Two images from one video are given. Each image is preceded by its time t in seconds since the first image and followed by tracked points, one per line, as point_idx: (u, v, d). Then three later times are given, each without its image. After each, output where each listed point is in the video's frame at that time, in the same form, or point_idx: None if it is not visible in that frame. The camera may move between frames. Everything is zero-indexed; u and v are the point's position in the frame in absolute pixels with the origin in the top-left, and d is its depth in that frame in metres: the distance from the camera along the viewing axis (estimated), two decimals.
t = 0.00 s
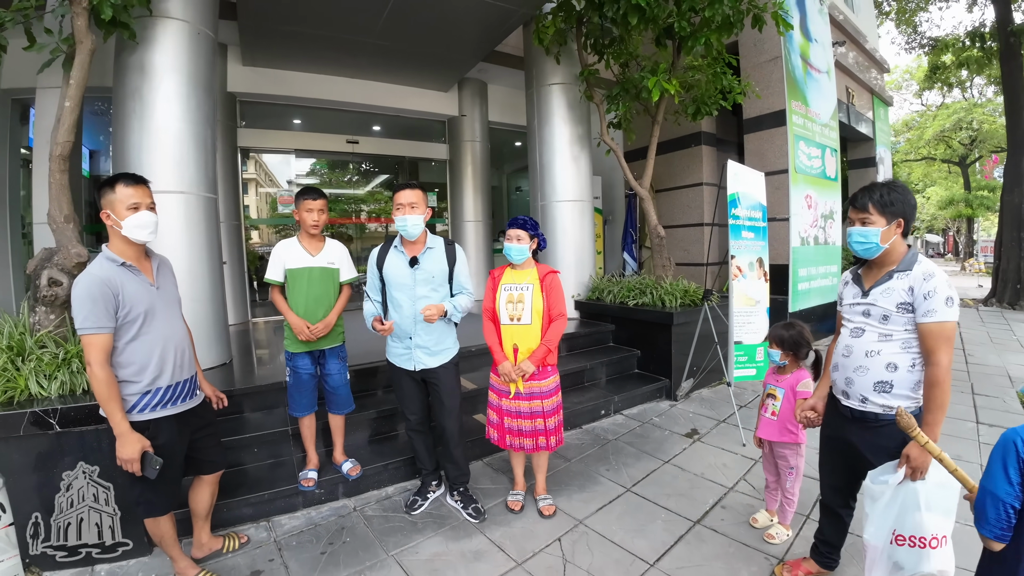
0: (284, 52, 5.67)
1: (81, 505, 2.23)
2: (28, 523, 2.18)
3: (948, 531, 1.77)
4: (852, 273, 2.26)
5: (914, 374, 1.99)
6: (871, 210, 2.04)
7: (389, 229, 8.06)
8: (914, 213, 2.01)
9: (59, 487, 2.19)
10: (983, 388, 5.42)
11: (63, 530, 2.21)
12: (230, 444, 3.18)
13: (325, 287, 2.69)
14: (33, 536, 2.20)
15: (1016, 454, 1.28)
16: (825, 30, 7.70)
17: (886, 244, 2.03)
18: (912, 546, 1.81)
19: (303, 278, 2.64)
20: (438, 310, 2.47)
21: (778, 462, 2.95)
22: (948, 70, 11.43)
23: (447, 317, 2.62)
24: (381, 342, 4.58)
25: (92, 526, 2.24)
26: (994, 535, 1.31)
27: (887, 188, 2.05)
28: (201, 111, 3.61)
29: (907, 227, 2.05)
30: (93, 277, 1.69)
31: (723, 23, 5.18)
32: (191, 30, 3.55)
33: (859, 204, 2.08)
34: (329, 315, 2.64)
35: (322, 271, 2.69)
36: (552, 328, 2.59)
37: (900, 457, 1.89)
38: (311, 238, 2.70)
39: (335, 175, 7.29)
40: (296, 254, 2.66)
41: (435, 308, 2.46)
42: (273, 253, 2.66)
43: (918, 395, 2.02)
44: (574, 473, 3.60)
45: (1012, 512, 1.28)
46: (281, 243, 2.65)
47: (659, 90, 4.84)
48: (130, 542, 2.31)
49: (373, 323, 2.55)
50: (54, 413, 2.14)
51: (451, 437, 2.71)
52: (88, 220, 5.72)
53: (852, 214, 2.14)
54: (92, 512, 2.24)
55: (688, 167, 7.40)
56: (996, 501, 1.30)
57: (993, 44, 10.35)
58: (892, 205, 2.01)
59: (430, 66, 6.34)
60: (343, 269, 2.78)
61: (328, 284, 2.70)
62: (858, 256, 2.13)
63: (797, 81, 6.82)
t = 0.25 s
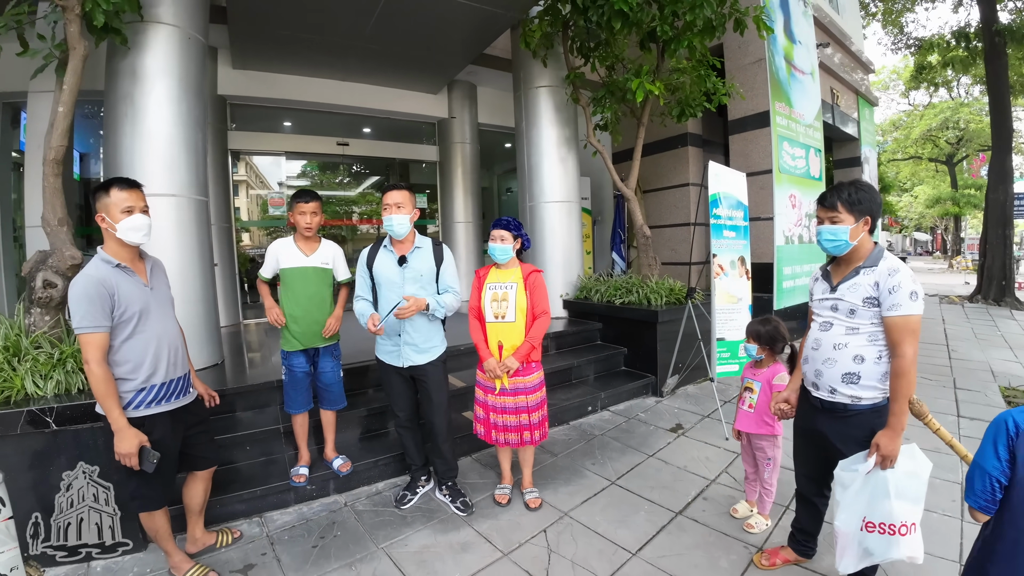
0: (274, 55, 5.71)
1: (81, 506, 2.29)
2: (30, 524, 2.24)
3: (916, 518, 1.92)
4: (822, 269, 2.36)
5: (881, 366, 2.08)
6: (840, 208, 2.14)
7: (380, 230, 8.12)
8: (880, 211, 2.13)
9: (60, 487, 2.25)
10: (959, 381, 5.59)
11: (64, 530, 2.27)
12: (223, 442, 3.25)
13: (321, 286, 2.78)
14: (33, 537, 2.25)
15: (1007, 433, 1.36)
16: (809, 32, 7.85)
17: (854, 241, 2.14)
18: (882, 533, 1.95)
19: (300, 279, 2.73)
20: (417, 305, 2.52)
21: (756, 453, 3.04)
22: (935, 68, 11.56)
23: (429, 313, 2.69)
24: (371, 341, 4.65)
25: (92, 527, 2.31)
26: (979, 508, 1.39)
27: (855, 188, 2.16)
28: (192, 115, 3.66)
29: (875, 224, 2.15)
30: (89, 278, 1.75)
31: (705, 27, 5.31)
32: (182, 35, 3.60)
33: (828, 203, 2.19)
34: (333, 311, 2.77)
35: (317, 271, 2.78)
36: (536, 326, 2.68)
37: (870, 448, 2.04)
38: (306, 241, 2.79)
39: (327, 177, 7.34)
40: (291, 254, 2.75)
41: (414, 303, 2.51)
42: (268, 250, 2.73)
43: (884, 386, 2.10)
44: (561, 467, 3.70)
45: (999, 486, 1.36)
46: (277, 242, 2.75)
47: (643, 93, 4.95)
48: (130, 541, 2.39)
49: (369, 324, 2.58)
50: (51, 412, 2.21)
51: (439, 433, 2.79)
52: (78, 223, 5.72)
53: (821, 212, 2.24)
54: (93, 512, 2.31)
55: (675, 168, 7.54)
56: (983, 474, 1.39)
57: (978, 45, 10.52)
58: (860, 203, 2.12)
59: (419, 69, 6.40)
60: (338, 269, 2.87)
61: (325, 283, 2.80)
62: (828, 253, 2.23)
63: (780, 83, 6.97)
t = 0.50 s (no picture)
0: (268, 59, 5.76)
1: (80, 506, 2.35)
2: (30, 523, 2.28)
3: (893, 508, 2.02)
4: (801, 269, 2.45)
5: (857, 360, 2.18)
6: (817, 210, 2.23)
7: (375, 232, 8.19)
8: (855, 211, 2.22)
9: (59, 487, 2.31)
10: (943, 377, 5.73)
11: (63, 530, 2.32)
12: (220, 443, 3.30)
13: (321, 286, 2.86)
14: (34, 536, 2.30)
15: (1002, 416, 1.41)
16: (797, 34, 7.98)
17: (831, 241, 2.23)
18: (862, 523, 2.04)
19: (301, 280, 2.81)
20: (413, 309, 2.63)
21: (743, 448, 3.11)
22: (924, 69, 11.70)
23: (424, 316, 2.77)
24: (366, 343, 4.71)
25: (91, 526, 2.36)
26: (972, 483, 1.47)
27: (831, 190, 2.25)
28: (188, 120, 3.71)
29: (851, 225, 2.25)
30: (92, 282, 1.82)
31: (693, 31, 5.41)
32: (177, 41, 3.66)
33: (806, 205, 2.28)
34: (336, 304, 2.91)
35: (316, 273, 2.85)
36: (526, 325, 2.76)
37: (850, 440, 2.14)
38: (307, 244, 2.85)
39: (321, 180, 7.46)
40: (292, 257, 2.82)
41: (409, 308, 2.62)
42: (269, 249, 2.82)
43: (861, 380, 2.20)
44: (553, 465, 3.78)
45: (990, 465, 1.43)
46: (278, 242, 2.81)
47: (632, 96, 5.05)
48: (129, 541, 2.44)
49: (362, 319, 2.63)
50: (53, 413, 2.26)
51: (434, 432, 2.86)
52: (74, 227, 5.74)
53: (799, 214, 2.33)
54: (92, 512, 2.36)
55: (665, 170, 7.66)
56: (977, 452, 1.46)
57: (966, 46, 10.65)
58: (836, 205, 2.22)
59: (413, 72, 6.46)
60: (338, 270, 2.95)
61: (325, 284, 2.88)
62: (806, 253, 2.33)
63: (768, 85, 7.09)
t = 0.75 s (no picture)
0: (264, 63, 5.80)
1: (80, 506, 2.38)
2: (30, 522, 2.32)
3: (881, 499, 2.09)
4: (787, 268, 2.51)
5: (843, 357, 2.24)
6: (803, 211, 2.30)
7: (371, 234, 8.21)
8: (840, 212, 2.29)
9: (59, 486, 2.34)
10: (935, 373, 5.81)
11: (63, 530, 2.36)
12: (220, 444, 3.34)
13: (320, 287, 2.90)
14: (34, 536, 2.33)
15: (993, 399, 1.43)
16: (789, 36, 8.07)
17: (817, 240, 2.29)
18: (851, 515, 2.10)
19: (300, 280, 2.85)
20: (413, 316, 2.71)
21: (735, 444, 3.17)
22: (915, 69, 11.82)
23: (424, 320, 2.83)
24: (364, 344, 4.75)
25: (91, 526, 2.40)
26: (959, 460, 1.50)
27: (816, 191, 2.31)
28: (186, 124, 3.75)
29: (836, 224, 2.31)
30: (95, 285, 1.86)
31: (685, 34, 5.48)
32: (175, 46, 3.69)
33: (791, 206, 2.34)
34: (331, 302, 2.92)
35: (316, 275, 2.90)
36: (522, 325, 2.82)
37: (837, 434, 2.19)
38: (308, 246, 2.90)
39: (317, 182, 7.46)
40: (292, 258, 2.87)
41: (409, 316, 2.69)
42: (270, 251, 2.86)
43: (847, 375, 2.26)
44: (550, 463, 3.83)
45: (975, 443, 1.46)
46: (279, 244, 2.86)
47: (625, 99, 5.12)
48: (129, 541, 2.48)
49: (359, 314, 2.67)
50: (55, 414, 2.29)
51: (431, 431, 2.91)
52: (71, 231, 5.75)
53: (785, 214, 2.39)
54: (92, 512, 2.40)
55: (659, 171, 7.74)
56: (966, 432, 1.48)
57: (956, 46, 10.79)
58: (821, 205, 2.29)
59: (409, 75, 6.51)
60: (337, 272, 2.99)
61: (325, 285, 2.93)
62: (793, 252, 2.39)
63: (761, 87, 7.19)
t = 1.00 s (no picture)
0: (263, 66, 5.83)
1: (80, 506, 2.40)
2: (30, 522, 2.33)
3: (876, 494, 2.12)
4: (780, 268, 2.55)
5: (836, 355, 2.28)
6: (795, 211, 2.33)
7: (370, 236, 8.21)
8: (832, 212, 2.32)
9: (60, 487, 2.36)
10: (931, 372, 5.85)
11: (63, 530, 2.37)
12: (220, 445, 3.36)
13: (321, 291, 2.93)
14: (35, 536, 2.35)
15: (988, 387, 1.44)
16: (785, 38, 8.13)
17: (810, 240, 2.33)
18: (847, 509, 2.13)
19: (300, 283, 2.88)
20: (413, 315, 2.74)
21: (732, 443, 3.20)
22: (913, 69, 11.88)
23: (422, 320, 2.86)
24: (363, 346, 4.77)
25: (91, 526, 2.41)
26: (956, 443, 1.54)
27: (809, 192, 2.35)
28: (185, 127, 3.77)
29: (828, 224, 2.35)
30: (98, 287, 1.88)
31: (681, 36, 5.51)
32: (174, 50, 3.72)
33: (785, 207, 2.38)
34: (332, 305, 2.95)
35: (317, 278, 2.92)
36: (521, 325, 2.84)
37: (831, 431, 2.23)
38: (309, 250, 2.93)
39: (316, 184, 7.43)
40: (293, 261, 2.89)
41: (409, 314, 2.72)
42: (271, 255, 2.88)
43: (841, 373, 2.30)
44: (548, 462, 3.85)
45: (970, 428, 1.49)
46: (279, 248, 2.88)
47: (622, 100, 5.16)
48: (129, 541, 2.49)
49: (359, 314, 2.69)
50: (57, 416, 2.32)
51: (430, 431, 2.94)
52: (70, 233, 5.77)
53: (779, 215, 2.43)
54: (92, 512, 2.41)
55: (656, 172, 7.78)
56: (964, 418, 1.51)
57: (951, 47, 10.88)
58: (813, 206, 2.32)
59: (407, 77, 6.55)
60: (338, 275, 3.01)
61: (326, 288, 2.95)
62: (786, 252, 2.42)
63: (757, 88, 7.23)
